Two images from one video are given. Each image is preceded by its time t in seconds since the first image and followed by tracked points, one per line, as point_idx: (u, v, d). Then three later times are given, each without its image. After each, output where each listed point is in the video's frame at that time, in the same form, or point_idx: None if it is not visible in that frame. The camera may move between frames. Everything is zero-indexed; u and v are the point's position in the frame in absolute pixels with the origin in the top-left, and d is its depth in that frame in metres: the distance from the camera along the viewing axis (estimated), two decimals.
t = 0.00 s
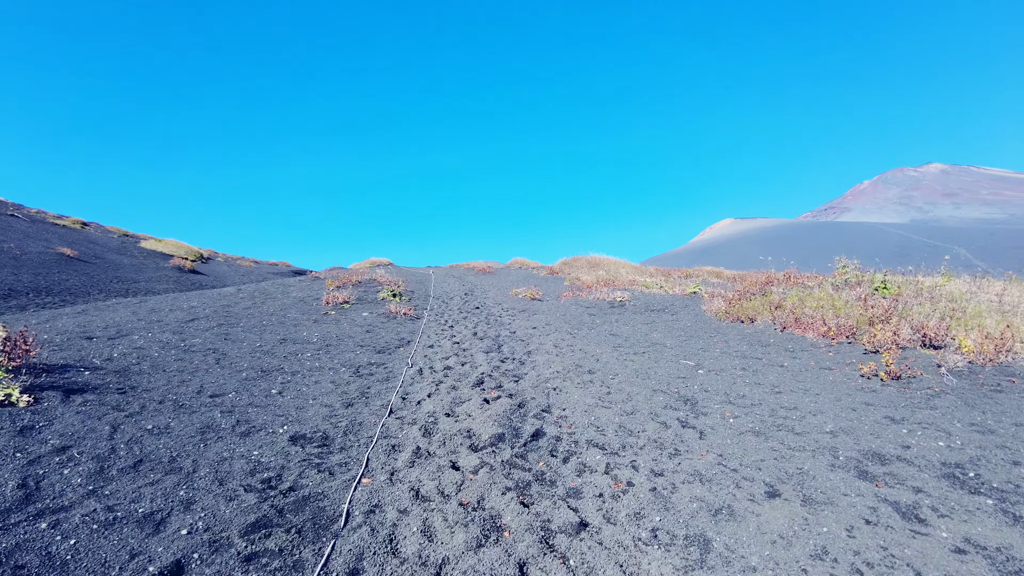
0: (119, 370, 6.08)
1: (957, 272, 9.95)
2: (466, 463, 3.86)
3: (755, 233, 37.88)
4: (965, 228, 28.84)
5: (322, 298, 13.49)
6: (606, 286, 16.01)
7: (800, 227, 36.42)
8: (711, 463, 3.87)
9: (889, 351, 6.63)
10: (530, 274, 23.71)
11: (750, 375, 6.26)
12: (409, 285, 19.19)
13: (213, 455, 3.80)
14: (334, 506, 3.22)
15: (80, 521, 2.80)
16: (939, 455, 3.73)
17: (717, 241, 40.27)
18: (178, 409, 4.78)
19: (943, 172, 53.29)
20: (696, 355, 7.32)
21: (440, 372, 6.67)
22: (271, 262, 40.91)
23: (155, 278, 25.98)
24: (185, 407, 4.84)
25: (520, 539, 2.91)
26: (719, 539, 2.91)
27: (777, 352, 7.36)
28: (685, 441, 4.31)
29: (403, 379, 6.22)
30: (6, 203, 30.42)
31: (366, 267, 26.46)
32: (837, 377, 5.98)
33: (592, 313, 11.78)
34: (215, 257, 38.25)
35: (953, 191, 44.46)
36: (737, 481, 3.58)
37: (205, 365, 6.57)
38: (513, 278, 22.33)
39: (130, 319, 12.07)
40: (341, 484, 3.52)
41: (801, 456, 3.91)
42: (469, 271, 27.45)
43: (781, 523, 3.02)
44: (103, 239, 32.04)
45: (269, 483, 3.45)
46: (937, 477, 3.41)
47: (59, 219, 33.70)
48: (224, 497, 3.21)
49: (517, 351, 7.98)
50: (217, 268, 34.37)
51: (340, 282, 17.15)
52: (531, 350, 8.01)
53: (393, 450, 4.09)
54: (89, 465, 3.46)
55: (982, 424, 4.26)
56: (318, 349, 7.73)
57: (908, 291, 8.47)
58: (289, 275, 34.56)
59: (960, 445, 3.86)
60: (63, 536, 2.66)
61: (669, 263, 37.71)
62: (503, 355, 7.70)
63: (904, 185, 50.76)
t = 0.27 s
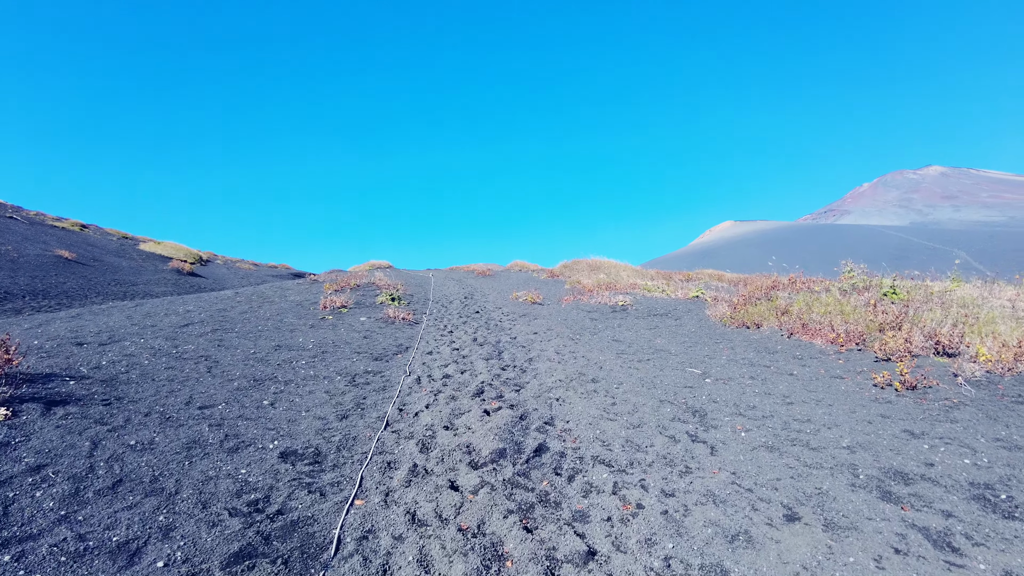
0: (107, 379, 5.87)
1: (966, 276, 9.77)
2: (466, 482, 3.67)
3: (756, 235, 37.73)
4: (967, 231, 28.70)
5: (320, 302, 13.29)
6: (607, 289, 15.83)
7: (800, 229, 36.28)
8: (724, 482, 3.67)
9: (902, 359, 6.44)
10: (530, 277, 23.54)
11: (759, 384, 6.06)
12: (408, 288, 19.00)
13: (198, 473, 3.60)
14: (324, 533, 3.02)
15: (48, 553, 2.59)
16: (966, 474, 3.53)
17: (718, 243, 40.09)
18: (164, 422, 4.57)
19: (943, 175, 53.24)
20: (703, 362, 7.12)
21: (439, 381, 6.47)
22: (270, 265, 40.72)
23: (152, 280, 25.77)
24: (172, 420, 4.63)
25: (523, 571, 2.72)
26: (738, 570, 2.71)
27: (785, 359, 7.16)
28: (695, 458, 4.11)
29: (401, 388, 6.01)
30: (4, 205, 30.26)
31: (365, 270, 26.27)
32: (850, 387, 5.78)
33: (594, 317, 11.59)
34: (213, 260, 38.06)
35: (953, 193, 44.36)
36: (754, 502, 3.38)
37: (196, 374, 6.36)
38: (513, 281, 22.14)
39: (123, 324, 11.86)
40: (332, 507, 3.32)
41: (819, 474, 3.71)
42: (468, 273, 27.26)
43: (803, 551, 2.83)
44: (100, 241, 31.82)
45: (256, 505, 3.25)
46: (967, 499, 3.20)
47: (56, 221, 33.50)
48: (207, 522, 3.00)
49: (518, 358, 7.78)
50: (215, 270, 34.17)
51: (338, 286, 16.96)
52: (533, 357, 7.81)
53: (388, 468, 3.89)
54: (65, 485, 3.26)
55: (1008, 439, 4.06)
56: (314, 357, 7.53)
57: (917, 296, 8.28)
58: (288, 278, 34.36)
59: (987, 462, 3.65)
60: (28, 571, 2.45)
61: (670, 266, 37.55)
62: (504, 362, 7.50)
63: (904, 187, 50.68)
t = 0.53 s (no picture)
0: (91, 391, 5.66)
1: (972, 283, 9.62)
2: (463, 508, 3.48)
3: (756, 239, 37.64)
4: (967, 235, 28.63)
5: (316, 308, 13.09)
6: (607, 295, 15.66)
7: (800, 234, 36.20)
8: (736, 507, 3.49)
9: (912, 371, 6.26)
10: (530, 282, 23.38)
11: (766, 397, 5.88)
12: (407, 293, 18.81)
13: (179, 498, 3.39)
14: (311, 567, 2.83)
15: None
16: (991, 500, 3.34)
17: (717, 247, 39.98)
18: (147, 439, 4.37)
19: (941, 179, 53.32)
20: (707, 373, 6.93)
21: (436, 393, 6.27)
22: (267, 268, 40.49)
23: (148, 283, 25.53)
24: (156, 437, 4.42)
25: None
26: None
27: (792, 370, 6.98)
28: (704, 480, 3.93)
29: (396, 401, 5.81)
30: None
31: (363, 274, 26.08)
32: (860, 401, 5.60)
33: (595, 324, 11.41)
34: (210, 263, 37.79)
35: (952, 197, 44.38)
36: (768, 530, 3.19)
37: (185, 385, 6.14)
38: (512, 286, 21.98)
39: (115, 330, 11.64)
40: (320, 536, 3.13)
41: (835, 498, 3.53)
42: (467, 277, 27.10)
43: None
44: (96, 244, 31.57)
45: (239, 535, 3.05)
46: (995, 528, 3.02)
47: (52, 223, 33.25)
48: (185, 555, 2.80)
49: (517, 368, 7.59)
50: (212, 274, 33.92)
51: (335, 291, 16.76)
52: (532, 367, 7.62)
53: (382, 492, 3.70)
54: (34, 513, 3.06)
55: None
56: (308, 367, 7.33)
57: (925, 304, 8.13)
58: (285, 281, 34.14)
59: (1012, 486, 3.48)
60: None
61: (670, 270, 37.40)
62: (503, 373, 7.30)
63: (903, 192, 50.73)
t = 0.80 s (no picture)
0: (72, 393, 5.45)
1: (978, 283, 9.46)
2: (455, 519, 3.30)
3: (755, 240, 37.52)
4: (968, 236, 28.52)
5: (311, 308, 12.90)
6: (607, 295, 15.48)
7: (799, 234, 36.09)
8: (742, 517, 3.31)
9: (919, 372, 6.09)
10: (528, 282, 23.20)
11: (770, 400, 5.71)
12: (404, 293, 18.61)
13: (154, 507, 3.20)
14: None
15: None
16: (1012, 509, 3.17)
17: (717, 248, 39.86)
18: (126, 443, 4.17)
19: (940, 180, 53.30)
20: (709, 375, 6.75)
21: (430, 395, 6.08)
22: (265, 269, 40.27)
23: (144, 283, 25.30)
24: (135, 441, 4.22)
25: None
26: None
27: (796, 372, 6.80)
28: (708, 488, 3.75)
29: (389, 404, 5.62)
30: None
31: (361, 275, 25.89)
32: (867, 404, 5.43)
33: (594, 324, 11.24)
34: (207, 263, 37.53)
35: (951, 198, 44.32)
36: (777, 543, 3.01)
37: (171, 387, 5.93)
38: (510, 286, 21.78)
39: (107, 331, 11.43)
40: (302, 549, 2.94)
41: (847, 507, 3.35)
42: (465, 278, 26.92)
43: None
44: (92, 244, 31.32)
45: (215, 548, 2.86)
46: (1019, 540, 2.85)
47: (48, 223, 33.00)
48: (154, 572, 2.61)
49: (515, 369, 7.41)
50: (209, 274, 33.67)
51: (331, 291, 16.56)
52: (530, 368, 7.44)
53: (369, 502, 3.52)
54: None
55: None
56: (300, 368, 7.14)
57: (931, 304, 7.96)
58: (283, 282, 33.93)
59: None
60: None
61: (669, 271, 37.22)
62: (500, 374, 7.11)
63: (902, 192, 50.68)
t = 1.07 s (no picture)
0: (47, 401, 5.23)
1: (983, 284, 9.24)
2: (437, 541, 3.09)
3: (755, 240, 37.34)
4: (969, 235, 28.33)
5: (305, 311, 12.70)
6: (606, 296, 15.29)
7: (799, 234, 35.91)
8: (745, 538, 3.10)
9: (928, 377, 5.87)
10: (527, 283, 23.02)
11: (773, 407, 5.49)
12: (401, 295, 18.41)
13: (115, 527, 2.98)
14: None
15: None
16: None
17: (717, 248, 39.69)
18: (95, 455, 3.94)
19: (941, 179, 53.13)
20: (710, 380, 6.53)
21: (421, 402, 5.87)
22: (263, 270, 40.10)
23: (141, 285, 25.13)
24: (104, 452, 3.99)
25: None
26: None
27: (799, 377, 6.59)
28: (708, 504, 3.54)
29: (377, 412, 5.41)
30: None
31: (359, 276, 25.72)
32: (875, 411, 5.21)
33: (592, 327, 11.03)
34: (205, 265, 37.32)
35: (952, 198, 44.14)
36: (782, 567, 2.81)
37: (151, 394, 5.70)
38: (509, 287, 21.59)
39: (96, 334, 11.23)
40: None
41: (857, 526, 3.13)
42: (464, 279, 26.73)
43: None
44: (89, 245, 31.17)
45: None
46: None
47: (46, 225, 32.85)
48: None
49: (510, 374, 7.20)
50: (206, 275, 33.46)
51: (327, 293, 16.36)
52: (525, 373, 7.22)
53: (347, 521, 3.31)
54: None
55: None
56: (288, 374, 6.93)
57: (937, 306, 7.75)
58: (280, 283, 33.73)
59: None
60: None
61: (669, 272, 37.01)
62: (493, 379, 6.89)
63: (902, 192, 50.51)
